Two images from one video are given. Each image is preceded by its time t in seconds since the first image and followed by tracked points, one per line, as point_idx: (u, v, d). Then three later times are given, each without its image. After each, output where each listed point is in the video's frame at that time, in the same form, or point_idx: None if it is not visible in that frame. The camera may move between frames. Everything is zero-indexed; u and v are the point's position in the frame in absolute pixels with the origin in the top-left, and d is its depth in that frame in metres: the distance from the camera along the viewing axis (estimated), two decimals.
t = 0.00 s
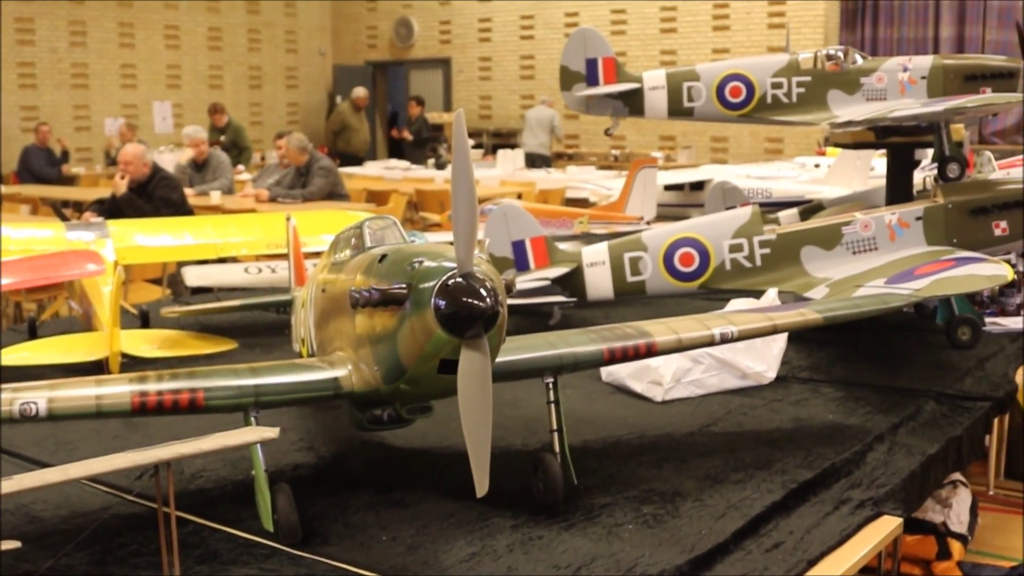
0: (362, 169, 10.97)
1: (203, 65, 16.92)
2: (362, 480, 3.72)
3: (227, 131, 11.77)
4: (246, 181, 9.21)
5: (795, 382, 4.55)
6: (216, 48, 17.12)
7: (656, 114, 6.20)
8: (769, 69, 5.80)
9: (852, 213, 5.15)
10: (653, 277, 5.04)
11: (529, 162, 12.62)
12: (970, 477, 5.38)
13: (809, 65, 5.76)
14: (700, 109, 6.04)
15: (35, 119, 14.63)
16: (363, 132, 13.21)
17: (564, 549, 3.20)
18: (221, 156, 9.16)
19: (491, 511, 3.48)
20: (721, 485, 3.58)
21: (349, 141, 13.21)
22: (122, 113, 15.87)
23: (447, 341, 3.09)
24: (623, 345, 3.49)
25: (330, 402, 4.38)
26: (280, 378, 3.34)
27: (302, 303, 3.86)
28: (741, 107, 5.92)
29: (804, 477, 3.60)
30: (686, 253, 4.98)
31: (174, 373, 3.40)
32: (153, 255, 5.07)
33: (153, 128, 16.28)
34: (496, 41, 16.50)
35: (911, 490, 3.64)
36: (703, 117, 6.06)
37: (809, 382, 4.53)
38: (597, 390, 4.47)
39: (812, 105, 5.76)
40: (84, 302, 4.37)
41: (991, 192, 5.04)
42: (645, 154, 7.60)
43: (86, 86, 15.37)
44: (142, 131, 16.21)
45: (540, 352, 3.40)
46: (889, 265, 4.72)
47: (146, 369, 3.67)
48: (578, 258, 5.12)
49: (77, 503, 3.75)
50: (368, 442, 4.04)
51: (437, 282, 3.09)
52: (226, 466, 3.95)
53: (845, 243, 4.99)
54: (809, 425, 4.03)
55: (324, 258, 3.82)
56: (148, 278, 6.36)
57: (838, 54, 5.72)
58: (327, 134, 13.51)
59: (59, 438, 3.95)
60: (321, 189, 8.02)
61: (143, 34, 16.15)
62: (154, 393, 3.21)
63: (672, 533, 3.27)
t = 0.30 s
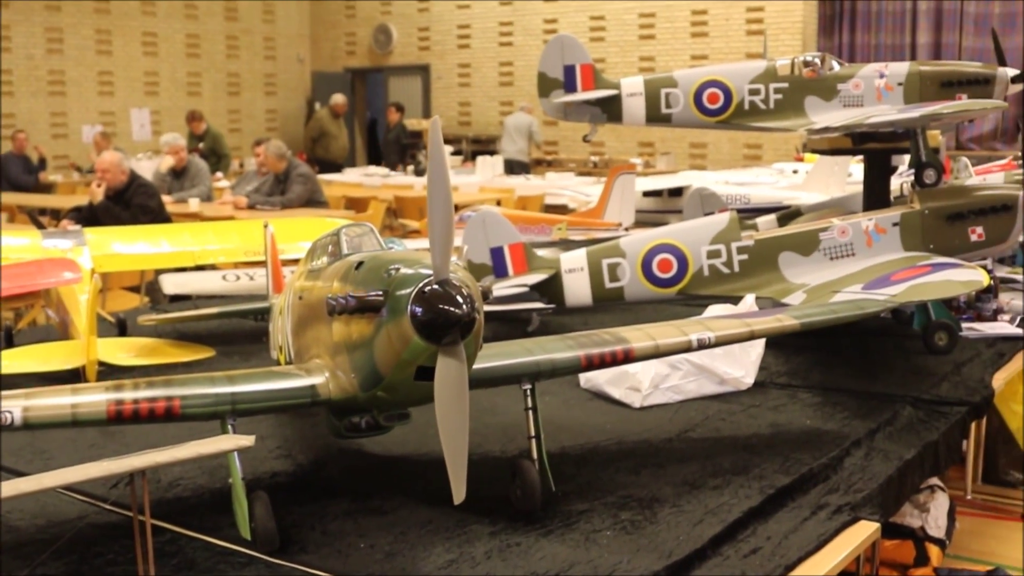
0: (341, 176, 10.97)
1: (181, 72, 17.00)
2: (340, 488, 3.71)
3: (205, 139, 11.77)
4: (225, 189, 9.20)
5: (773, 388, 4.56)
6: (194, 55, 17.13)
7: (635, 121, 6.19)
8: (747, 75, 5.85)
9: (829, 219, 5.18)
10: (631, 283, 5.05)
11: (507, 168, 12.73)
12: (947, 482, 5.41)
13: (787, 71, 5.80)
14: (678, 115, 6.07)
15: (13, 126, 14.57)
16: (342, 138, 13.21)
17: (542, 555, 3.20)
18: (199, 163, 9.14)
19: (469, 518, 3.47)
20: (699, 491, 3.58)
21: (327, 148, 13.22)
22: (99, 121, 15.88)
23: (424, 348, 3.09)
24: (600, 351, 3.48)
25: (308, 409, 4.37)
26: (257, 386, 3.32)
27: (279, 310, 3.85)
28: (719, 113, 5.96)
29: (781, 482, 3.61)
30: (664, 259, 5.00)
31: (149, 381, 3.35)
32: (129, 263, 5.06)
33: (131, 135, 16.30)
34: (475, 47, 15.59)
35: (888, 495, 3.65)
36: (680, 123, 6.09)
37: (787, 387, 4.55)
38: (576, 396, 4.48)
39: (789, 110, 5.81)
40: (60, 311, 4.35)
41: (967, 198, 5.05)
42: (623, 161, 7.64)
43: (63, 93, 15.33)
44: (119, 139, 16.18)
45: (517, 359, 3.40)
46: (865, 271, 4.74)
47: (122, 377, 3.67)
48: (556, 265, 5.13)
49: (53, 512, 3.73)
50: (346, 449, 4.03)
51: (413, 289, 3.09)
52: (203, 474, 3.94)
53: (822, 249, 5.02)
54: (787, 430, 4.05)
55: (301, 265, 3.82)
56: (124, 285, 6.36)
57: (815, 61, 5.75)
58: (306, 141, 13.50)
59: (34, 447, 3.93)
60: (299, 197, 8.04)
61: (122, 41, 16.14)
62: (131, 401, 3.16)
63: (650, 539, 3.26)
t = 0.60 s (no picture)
0: (323, 180, 10.95)
1: (161, 78, 16.88)
2: (322, 493, 3.70)
3: (185, 144, 11.75)
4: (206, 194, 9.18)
5: (754, 390, 4.57)
6: (174, 61, 17.06)
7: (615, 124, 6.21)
8: (726, 78, 5.87)
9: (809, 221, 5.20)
10: (612, 286, 5.06)
11: (489, 172, 12.75)
12: (928, 481, 5.43)
13: (766, 73, 5.82)
14: (659, 117, 6.07)
15: None
16: (323, 143, 13.19)
17: (523, 558, 3.19)
18: (180, 169, 9.12)
19: (451, 522, 3.46)
20: (681, 493, 3.59)
21: (309, 152, 13.19)
22: (79, 126, 15.77)
23: (404, 353, 3.09)
24: (580, 354, 3.48)
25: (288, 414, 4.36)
26: (237, 391, 3.30)
27: (259, 315, 3.84)
28: (699, 116, 5.97)
29: (762, 484, 3.62)
30: (645, 261, 5.01)
31: (128, 388, 3.31)
32: (109, 269, 5.05)
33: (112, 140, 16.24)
34: (455, 54, 16.70)
35: (869, 495, 3.66)
36: (661, 125, 6.10)
37: (768, 389, 4.56)
38: (558, 399, 4.48)
39: (769, 113, 5.81)
40: (39, 317, 4.34)
41: (946, 199, 5.07)
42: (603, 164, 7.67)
43: (42, 99, 15.25)
44: (99, 146, 16.13)
45: (497, 362, 3.39)
46: (846, 272, 4.76)
47: (100, 384, 3.67)
48: (537, 268, 5.14)
49: (33, 520, 3.71)
50: (327, 454, 4.03)
51: (391, 293, 3.08)
52: (184, 480, 3.92)
53: (802, 251, 5.03)
54: (768, 431, 4.06)
55: (281, 270, 3.82)
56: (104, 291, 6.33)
57: (795, 63, 5.78)
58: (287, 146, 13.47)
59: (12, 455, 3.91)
60: (280, 202, 8.04)
61: (100, 46, 16.03)
62: (110, 408, 3.11)
63: (632, 542, 3.26)
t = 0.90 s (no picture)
0: (307, 182, 10.94)
1: (144, 78, 16.84)
2: (303, 496, 3.70)
3: (168, 145, 11.72)
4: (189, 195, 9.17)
5: (736, 393, 4.59)
6: (158, 61, 17.02)
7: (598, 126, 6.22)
8: (709, 81, 5.87)
9: (792, 224, 5.22)
10: (595, 289, 5.07)
11: (473, 175, 12.76)
12: (910, 483, 5.47)
13: (748, 76, 5.83)
14: (641, 120, 6.08)
15: None
16: (306, 144, 13.17)
17: (503, 562, 3.19)
18: (163, 170, 9.10)
19: (432, 525, 3.46)
20: (662, 496, 3.59)
21: (292, 154, 13.17)
22: (62, 127, 15.72)
23: (384, 355, 3.09)
24: (561, 357, 3.49)
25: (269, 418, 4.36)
26: (218, 394, 3.25)
27: (240, 318, 3.84)
28: (682, 119, 5.98)
29: (742, 487, 3.62)
30: (627, 264, 5.01)
31: (105, 389, 3.20)
32: (90, 271, 5.06)
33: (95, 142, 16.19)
34: (439, 55, 16.71)
35: (850, 498, 3.67)
36: (644, 128, 6.11)
37: (750, 392, 4.58)
38: (540, 402, 4.48)
39: (752, 116, 5.83)
40: (19, 319, 4.32)
41: (928, 202, 5.10)
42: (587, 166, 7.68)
43: (25, 99, 15.20)
44: (82, 146, 16.08)
45: (477, 365, 3.39)
46: (828, 275, 4.78)
47: (79, 387, 3.67)
48: (519, 270, 5.15)
49: (10, 523, 3.69)
50: (308, 457, 4.02)
51: (371, 296, 3.08)
52: (164, 483, 3.92)
53: (784, 254, 5.04)
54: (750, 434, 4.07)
55: (263, 273, 3.81)
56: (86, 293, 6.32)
57: (777, 66, 5.80)
58: (270, 148, 13.45)
59: None
60: (264, 203, 8.02)
61: (84, 47, 15.99)
62: (90, 410, 3.01)
63: (612, 545, 3.26)
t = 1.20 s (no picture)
0: (295, 184, 10.94)
1: (132, 80, 16.82)
2: (289, 498, 3.69)
3: (154, 147, 11.71)
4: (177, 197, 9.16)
5: (723, 394, 4.59)
6: (145, 63, 17.01)
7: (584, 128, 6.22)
8: (695, 82, 5.87)
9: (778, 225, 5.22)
10: (582, 290, 5.07)
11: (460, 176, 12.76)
12: (898, 484, 5.51)
13: (735, 78, 5.84)
14: (628, 121, 6.09)
15: None
16: (294, 146, 13.17)
17: (489, 564, 3.18)
18: (151, 172, 9.09)
19: (418, 528, 3.45)
20: (648, 497, 3.59)
21: (280, 156, 13.16)
22: (49, 129, 15.71)
23: (369, 357, 3.09)
24: (547, 358, 3.49)
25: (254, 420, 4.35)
26: (203, 396, 3.24)
27: (225, 320, 3.83)
28: (668, 120, 5.98)
29: (728, 488, 3.62)
30: (614, 265, 5.01)
31: (88, 392, 3.17)
32: (74, 273, 5.07)
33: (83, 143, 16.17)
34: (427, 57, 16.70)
35: (836, 498, 3.67)
36: (630, 129, 6.11)
37: (737, 393, 4.58)
38: (527, 404, 4.48)
39: (738, 117, 5.84)
40: (4, 321, 4.33)
41: (914, 203, 5.11)
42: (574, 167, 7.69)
43: (12, 101, 15.19)
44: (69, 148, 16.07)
45: (462, 367, 3.39)
46: (815, 276, 4.79)
47: (64, 389, 3.68)
48: (506, 272, 5.16)
49: None
50: (294, 459, 4.01)
51: (356, 298, 3.08)
52: (149, 486, 3.91)
53: (771, 255, 5.05)
54: (736, 436, 4.07)
55: (248, 275, 3.81)
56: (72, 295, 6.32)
57: (763, 67, 5.80)
58: (257, 149, 13.43)
59: None
60: (250, 205, 8.01)
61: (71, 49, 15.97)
62: (74, 413, 3.00)
63: (598, 547, 3.26)
